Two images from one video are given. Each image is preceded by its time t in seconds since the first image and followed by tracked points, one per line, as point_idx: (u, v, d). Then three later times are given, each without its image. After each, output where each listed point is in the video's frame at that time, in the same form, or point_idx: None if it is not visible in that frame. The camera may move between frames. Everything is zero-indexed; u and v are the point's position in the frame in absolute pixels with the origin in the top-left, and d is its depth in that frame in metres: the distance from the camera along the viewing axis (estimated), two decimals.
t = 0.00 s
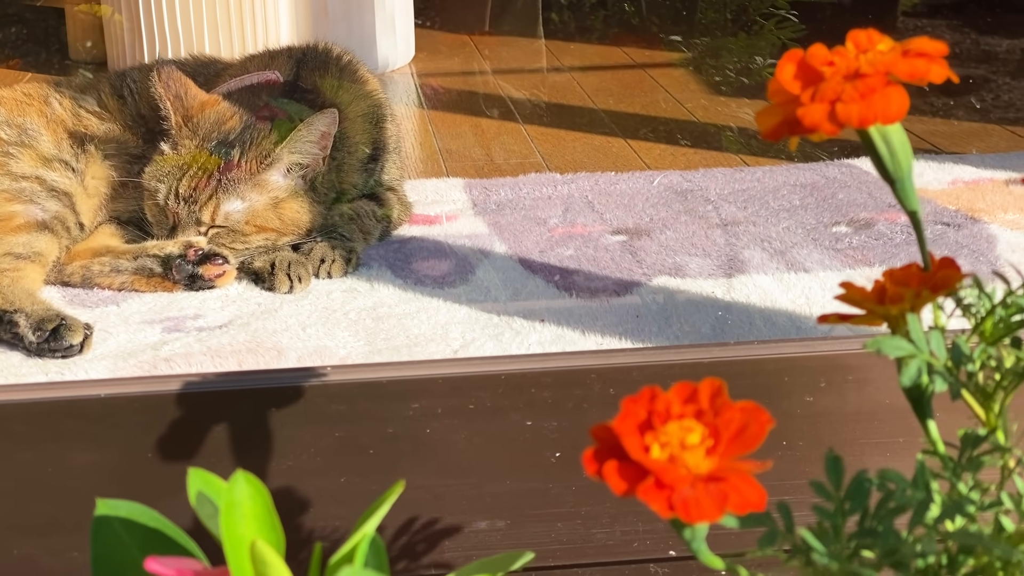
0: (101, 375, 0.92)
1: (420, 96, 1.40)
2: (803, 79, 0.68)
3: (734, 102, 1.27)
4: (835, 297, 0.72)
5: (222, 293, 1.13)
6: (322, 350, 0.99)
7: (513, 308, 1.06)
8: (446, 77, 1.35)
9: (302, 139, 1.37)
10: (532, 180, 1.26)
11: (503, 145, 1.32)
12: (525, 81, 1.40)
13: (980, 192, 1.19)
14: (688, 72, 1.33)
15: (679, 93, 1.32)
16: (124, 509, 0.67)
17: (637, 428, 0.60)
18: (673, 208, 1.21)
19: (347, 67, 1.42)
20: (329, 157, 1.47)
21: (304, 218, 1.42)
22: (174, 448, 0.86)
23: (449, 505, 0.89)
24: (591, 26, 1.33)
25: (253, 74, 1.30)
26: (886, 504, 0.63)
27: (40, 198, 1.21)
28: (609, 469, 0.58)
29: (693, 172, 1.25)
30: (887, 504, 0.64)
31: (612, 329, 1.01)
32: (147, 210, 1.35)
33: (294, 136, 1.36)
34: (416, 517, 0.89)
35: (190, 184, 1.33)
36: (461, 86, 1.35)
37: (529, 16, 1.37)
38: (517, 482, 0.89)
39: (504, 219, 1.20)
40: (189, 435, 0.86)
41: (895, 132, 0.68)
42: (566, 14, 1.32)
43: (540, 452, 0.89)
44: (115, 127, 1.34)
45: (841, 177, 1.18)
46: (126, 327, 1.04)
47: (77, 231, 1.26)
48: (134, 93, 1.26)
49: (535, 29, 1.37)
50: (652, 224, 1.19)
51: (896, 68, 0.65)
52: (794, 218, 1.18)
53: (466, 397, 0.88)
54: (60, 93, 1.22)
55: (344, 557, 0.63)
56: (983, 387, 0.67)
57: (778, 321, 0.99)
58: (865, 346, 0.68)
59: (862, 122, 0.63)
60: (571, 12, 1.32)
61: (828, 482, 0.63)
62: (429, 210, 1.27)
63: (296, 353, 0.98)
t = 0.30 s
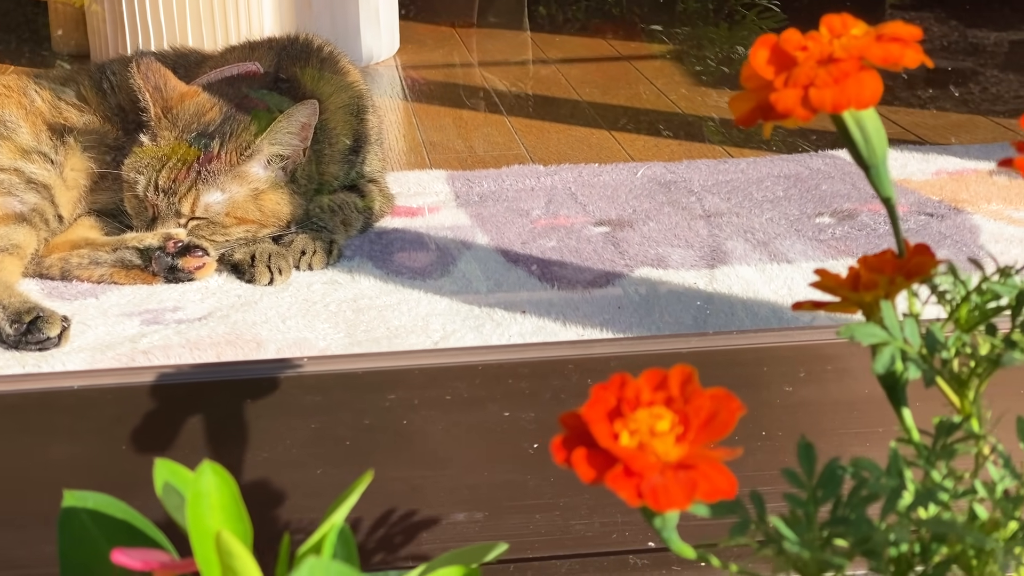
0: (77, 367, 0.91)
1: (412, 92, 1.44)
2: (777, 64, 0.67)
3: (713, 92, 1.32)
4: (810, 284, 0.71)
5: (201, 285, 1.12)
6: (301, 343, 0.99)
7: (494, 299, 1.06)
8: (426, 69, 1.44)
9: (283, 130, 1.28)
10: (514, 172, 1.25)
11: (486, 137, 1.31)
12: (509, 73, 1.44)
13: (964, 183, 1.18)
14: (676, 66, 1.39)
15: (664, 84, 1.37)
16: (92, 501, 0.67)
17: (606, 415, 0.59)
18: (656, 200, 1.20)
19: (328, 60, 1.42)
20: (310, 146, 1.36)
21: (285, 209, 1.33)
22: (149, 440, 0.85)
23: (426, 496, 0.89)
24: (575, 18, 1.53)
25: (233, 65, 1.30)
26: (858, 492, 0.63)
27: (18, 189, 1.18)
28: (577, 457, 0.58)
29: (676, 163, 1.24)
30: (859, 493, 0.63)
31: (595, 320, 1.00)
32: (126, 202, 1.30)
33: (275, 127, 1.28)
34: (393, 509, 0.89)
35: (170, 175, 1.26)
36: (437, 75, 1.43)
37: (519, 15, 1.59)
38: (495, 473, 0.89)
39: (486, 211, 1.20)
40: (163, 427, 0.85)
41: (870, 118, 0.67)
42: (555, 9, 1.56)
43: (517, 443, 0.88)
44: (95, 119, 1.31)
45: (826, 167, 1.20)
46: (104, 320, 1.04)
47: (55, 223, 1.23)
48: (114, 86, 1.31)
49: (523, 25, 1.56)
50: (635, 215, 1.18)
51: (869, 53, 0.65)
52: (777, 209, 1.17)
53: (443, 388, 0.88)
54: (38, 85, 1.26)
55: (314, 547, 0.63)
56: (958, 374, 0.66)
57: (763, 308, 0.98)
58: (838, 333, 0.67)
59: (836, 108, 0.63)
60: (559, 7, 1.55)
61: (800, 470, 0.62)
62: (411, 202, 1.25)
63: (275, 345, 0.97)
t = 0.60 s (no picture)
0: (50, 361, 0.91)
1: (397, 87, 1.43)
2: (740, 53, 0.65)
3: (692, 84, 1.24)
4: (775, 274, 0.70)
5: (177, 279, 1.11)
6: (277, 336, 0.98)
7: (471, 291, 1.05)
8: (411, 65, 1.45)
9: (260, 123, 1.29)
10: (494, 164, 1.24)
11: (467, 130, 1.30)
12: (491, 65, 1.44)
13: (943, 175, 1.17)
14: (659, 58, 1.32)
15: (648, 76, 1.32)
16: (51, 495, 0.66)
17: (563, 407, 0.59)
18: (636, 192, 1.19)
19: (305, 52, 1.46)
20: (287, 139, 1.39)
21: (263, 202, 1.35)
22: (118, 434, 0.85)
23: (397, 489, 0.88)
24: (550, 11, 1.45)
25: (209, 57, 1.32)
26: (820, 482, 0.63)
27: None
28: (533, 449, 0.58)
29: (657, 156, 1.23)
30: (821, 483, 0.63)
31: (573, 314, 1.00)
32: (102, 196, 1.29)
33: (251, 120, 1.28)
34: (365, 502, 0.88)
35: (145, 168, 1.25)
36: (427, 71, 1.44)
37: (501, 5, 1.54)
38: (467, 465, 0.88)
39: (466, 203, 1.19)
40: (132, 420, 0.85)
41: (834, 107, 0.66)
42: None
43: (489, 435, 0.88)
44: (72, 113, 1.34)
45: (806, 160, 1.16)
46: (79, 313, 1.03)
47: (30, 217, 1.24)
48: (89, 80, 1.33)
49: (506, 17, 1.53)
50: (614, 207, 1.17)
51: (833, 40, 0.63)
52: (757, 202, 1.16)
53: (415, 380, 0.87)
54: (15, 79, 1.30)
55: (273, 540, 0.62)
56: (922, 364, 0.66)
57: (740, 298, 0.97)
58: (801, 322, 0.67)
59: (798, 95, 0.61)
60: None
61: (761, 461, 0.62)
62: (391, 194, 1.24)
63: (250, 339, 0.97)
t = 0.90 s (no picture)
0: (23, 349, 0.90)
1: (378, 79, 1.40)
2: (709, 33, 0.57)
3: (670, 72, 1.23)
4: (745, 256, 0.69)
5: (153, 269, 1.10)
6: (253, 326, 0.97)
7: (449, 280, 1.04)
8: (392, 54, 1.42)
9: (237, 112, 1.32)
10: (474, 154, 1.22)
11: (446, 119, 1.29)
12: (470, 55, 1.44)
13: (924, 163, 1.16)
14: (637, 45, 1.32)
15: (628, 65, 1.31)
16: (12, 482, 0.64)
17: (526, 388, 0.58)
18: (616, 180, 1.17)
19: (282, 40, 1.47)
20: (264, 128, 1.40)
21: (240, 190, 1.37)
22: (87, 423, 0.83)
23: (370, 477, 0.87)
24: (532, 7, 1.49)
25: (186, 45, 1.34)
26: (787, 465, 0.62)
27: None
28: (495, 432, 0.57)
29: (638, 145, 1.21)
30: (788, 466, 0.63)
31: (550, 301, 0.99)
32: (78, 184, 1.31)
33: (227, 109, 1.31)
34: (339, 491, 0.87)
35: (121, 157, 1.27)
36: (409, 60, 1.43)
37: None
38: (442, 454, 0.87)
39: (446, 192, 1.17)
40: (102, 409, 0.84)
41: (803, 87, 0.66)
42: None
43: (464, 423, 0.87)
44: (47, 102, 1.35)
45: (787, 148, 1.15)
46: (53, 304, 1.02)
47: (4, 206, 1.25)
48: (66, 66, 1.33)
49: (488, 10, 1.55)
50: (594, 196, 1.15)
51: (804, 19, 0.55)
52: (737, 190, 1.14)
53: (389, 366, 0.87)
54: None
55: (236, 527, 0.61)
56: (892, 346, 0.66)
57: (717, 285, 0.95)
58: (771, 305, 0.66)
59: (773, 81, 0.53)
60: None
61: (727, 443, 0.62)
62: (370, 184, 1.23)
63: (226, 327, 0.96)
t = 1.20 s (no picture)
0: None
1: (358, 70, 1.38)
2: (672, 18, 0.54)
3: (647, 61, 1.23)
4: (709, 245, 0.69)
5: (128, 261, 1.10)
6: (227, 318, 0.96)
7: (425, 272, 1.03)
8: (367, 45, 1.38)
9: (211, 103, 1.34)
10: (452, 146, 1.21)
11: (423, 111, 1.27)
12: (449, 46, 1.41)
13: (902, 152, 1.16)
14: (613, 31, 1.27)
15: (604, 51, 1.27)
16: None
17: (482, 376, 0.58)
18: (594, 171, 1.16)
19: (259, 31, 1.49)
20: (240, 119, 1.45)
21: (215, 181, 1.40)
22: (56, 414, 0.83)
23: (341, 469, 0.87)
24: None
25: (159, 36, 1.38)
26: (748, 453, 0.62)
27: None
28: (451, 419, 0.57)
29: (616, 136, 1.20)
30: (750, 454, 0.63)
31: (526, 292, 0.98)
32: (52, 175, 1.31)
33: (201, 100, 1.34)
34: (310, 482, 0.87)
35: (95, 149, 1.30)
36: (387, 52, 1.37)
37: None
38: (414, 445, 0.86)
39: (423, 183, 1.15)
40: (70, 400, 0.84)
41: (767, 74, 0.66)
42: None
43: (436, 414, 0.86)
44: (21, 94, 1.37)
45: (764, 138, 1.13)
46: (26, 295, 1.01)
47: None
48: (42, 54, 1.33)
49: None
50: (572, 186, 1.13)
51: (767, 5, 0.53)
52: (715, 180, 1.12)
53: (359, 357, 0.85)
54: None
55: (194, 517, 0.61)
56: (856, 334, 0.66)
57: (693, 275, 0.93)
58: (733, 293, 0.66)
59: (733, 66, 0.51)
60: None
61: (688, 431, 0.62)
62: (347, 175, 1.22)
63: (200, 319, 0.96)
